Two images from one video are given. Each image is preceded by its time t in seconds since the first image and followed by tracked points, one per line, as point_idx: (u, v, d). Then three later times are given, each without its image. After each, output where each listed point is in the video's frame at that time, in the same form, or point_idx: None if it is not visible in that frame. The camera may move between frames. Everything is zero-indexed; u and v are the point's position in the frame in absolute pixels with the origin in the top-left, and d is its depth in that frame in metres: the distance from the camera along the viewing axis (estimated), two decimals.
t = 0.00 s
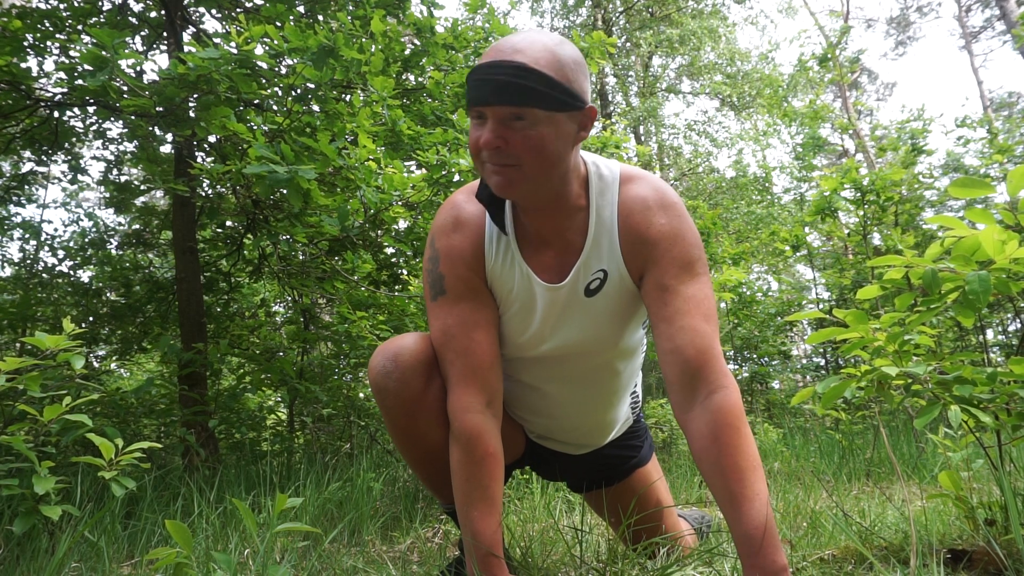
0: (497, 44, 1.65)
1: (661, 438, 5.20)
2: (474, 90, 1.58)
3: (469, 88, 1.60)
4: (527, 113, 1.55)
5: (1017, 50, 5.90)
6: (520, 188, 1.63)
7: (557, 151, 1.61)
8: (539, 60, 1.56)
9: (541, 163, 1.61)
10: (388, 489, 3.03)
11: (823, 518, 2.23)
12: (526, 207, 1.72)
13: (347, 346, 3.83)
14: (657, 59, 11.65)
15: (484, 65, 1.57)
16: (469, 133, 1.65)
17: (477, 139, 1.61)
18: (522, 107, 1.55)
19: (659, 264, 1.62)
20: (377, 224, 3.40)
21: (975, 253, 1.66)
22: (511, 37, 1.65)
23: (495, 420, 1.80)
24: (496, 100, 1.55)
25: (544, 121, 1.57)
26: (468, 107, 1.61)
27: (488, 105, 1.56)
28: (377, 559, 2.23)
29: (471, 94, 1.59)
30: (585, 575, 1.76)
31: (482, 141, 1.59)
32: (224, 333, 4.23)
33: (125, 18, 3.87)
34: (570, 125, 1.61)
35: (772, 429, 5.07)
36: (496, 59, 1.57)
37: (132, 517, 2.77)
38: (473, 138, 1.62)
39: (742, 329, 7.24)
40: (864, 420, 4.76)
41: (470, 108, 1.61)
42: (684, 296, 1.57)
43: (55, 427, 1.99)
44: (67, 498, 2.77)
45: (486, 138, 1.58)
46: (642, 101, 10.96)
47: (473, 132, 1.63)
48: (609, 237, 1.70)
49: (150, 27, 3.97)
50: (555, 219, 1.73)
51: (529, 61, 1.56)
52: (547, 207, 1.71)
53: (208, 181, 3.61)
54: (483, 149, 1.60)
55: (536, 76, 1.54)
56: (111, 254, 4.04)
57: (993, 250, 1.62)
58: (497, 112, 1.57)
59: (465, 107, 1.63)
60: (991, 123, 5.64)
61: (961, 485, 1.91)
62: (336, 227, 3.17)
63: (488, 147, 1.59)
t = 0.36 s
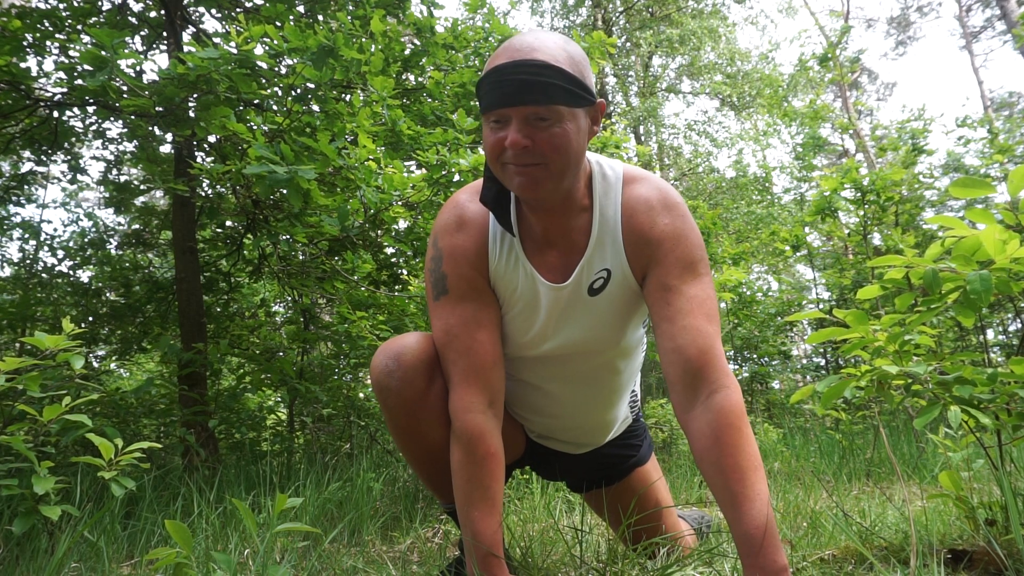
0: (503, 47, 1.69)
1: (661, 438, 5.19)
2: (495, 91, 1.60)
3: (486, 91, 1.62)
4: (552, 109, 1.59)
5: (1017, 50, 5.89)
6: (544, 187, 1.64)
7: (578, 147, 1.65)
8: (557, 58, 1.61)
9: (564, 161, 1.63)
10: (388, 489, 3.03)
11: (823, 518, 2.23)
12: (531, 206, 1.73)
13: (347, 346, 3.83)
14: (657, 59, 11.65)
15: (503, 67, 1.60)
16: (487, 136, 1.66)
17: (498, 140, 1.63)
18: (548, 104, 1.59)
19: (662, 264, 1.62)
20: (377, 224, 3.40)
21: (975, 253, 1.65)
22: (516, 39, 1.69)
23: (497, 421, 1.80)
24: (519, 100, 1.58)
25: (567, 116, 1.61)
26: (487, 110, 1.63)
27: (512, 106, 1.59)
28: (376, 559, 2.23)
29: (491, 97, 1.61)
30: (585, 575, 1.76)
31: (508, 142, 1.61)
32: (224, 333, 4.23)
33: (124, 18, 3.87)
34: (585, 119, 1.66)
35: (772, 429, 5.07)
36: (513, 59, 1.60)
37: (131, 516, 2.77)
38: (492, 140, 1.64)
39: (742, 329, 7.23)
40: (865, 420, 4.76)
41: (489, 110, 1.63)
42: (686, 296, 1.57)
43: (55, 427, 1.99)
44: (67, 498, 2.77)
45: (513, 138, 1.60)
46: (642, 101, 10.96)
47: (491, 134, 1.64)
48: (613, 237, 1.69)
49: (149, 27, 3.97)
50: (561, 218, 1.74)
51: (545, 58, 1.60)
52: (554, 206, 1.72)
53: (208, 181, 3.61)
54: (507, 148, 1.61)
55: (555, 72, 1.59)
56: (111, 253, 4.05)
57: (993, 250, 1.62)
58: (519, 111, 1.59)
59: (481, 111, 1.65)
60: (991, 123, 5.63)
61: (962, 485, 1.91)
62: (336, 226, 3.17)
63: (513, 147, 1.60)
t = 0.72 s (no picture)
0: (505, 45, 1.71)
1: (661, 438, 5.19)
2: (501, 88, 1.62)
3: (492, 88, 1.64)
4: (558, 104, 1.61)
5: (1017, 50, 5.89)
6: (548, 185, 1.65)
7: (582, 144, 1.66)
8: (561, 54, 1.64)
9: (568, 159, 1.64)
10: (388, 489, 3.03)
11: (823, 518, 2.23)
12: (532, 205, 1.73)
13: (347, 346, 3.83)
14: (657, 59, 11.65)
15: (507, 65, 1.62)
16: (491, 135, 1.67)
17: (504, 137, 1.64)
18: (554, 101, 1.61)
19: (663, 264, 1.62)
20: (378, 224, 3.40)
21: (975, 253, 1.66)
22: (518, 37, 1.71)
23: (496, 421, 1.80)
24: (526, 96, 1.60)
25: (572, 112, 1.63)
26: (491, 108, 1.64)
27: (520, 102, 1.61)
28: (376, 559, 2.23)
29: (496, 93, 1.63)
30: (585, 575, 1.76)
31: (515, 139, 1.62)
32: (224, 333, 4.23)
33: (124, 18, 3.87)
34: (589, 116, 1.68)
35: (772, 429, 5.07)
36: (518, 56, 1.63)
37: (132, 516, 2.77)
38: (498, 137, 1.65)
39: (742, 329, 7.24)
40: (864, 420, 4.77)
41: (494, 108, 1.64)
42: (687, 296, 1.57)
43: (55, 427, 1.99)
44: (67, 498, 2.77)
45: (520, 134, 1.61)
46: (642, 101, 10.97)
47: (497, 131, 1.65)
48: (613, 235, 1.69)
49: (149, 27, 3.97)
50: (561, 216, 1.74)
51: (551, 55, 1.63)
52: (555, 206, 1.72)
53: (208, 181, 3.61)
54: (513, 145, 1.62)
55: (562, 70, 1.61)
56: (111, 254, 4.05)
57: (993, 250, 1.62)
58: (526, 109, 1.61)
59: (486, 108, 1.66)
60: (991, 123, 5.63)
61: (962, 485, 1.91)
62: (336, 227, 3.17)
63: (520, 144, 1.61)
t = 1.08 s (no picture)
0: (525, 43, 1.70)
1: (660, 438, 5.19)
2: (522, 86, 1.61)
3: (513, 86, 1.63)
4: (578, 104, 1.61)
5: (1017, 50, 5.89)
6: (566, 184, 1.65)
7: (600, 143, 1.66)
8: (582, 54, 1.64)
9: (587, 157, 1.64)
10: (388, 489, 3.04)
11: (822, 518, 2.23)
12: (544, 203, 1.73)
13: (347, 346, 3.83)
14: (657, 59, 11.65)
15: (528, 63, 1.62)
16: (509, 133, 1.66)
17: (523, 135, 1.63)
18: (575, 100, 1.61)
19: (670, 264, 1.62)
20: (378, 224, 3.40)
21: (975, 253, 1.66)
22: (539, 36, 1.70)
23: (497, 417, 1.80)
24: (549, 95, 1.60)
25: (591, 111, 1.63)
26: (511, 107, 1.64)
27: (542, 101, 1.60)
28: (376, 559, 2.23)
29: (517, 91, 1.62)
30: (586, 575, 1.76)
31: (535, 137, 1.61)
32: (224, 333, 4.23)
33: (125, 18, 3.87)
34: (606, 115, 1.68)
35: (772, 429, 5.08)
36: (541, 55, 1.62)
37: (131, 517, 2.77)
38: (517, 135, 1.64)
39: (742, 329, 7.24)
40: (864, 421, 4.77)
41: (513, 107, 1.63)
42: (694, 296, 1.57)
43: (55, 427, 1.99)
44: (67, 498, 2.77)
45: (543, 132, 1.60)
46: (642, 101, 10.97)
47: (516, 129, 1.65)
48: (621, 234, 1.69)
49: (150, 26, 3.97)
50: (573, 214, 1.74)
51: (574, 54, 1.63)
52: (565, 205, 1.72)
53: (208, 181, 3.61)
54: (534, 144, 1.62)
55: (585, 69, 1.61)
56: (111, 254, 4.05)
57: (993, 250, 1.62)
58: (546, 107, 1.61)
59: (505, 106, 1.65)
60: (991, 123, 5.63)
61: (961, 485, 1.91)
62: (336, 226, 3.17)
63: (541, 142, 1.61)
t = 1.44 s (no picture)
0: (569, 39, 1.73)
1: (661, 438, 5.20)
2: (569, 78, 1.64)
3: (559, 78, 1.65)
4: (620, 96, 1.65)
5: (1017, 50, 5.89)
6: (603, 173, 1.68)
7: (638, 136, 1.69)
8: (625, 50, 1.67)
9: (625, 148, 1.67)
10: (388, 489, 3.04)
11: (823, 518, 2.23)
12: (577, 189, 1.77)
13: (347, 346, 3.82)
14: (657, 59, 11.65)
15: (576, 56, 1.64)
16: (553, 121, 1.69)
17: (567, 124, 1.66)
18: (618, 93, 1.64)
19: (688, 265, 1.62)
20: (378, 224, 3.41)
21: (975, 253, 1.66)
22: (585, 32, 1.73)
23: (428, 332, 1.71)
24: (594, 87, 1.63)
25: (632, 105, 1.66)
26: (556, 97, 1.66)
27: (587, 92, 1.63)
28: (376, 559, 2.23)
29: (563, 83, 1.65)
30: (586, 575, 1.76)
31: (579, 127, 1.64)
32: (224, 333, 4.23)
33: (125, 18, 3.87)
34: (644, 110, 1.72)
35: (771, 429, 5.08)
36: (588, 49, 1.64)
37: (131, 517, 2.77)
38: (561, 124, 1.67)
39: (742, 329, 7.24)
40: (864, 420, 4.77)
41: (559, 97, 1.66)
42: (709, 297, 1.56)
43: (55, 427, 1.99)
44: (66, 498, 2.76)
45: (587, 122, 1.63)
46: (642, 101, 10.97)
47: (559, 118, 1.67)
48: (645, 227, 1.74)
49: (150, 27, 3.96)
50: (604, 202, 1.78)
51: (620, 52, 1.66)
52: (597, 192, 1.76)
53: (208, 181, 3.60)
54: (576, 132, 1.65)
55: (629, 65, 1.64)
56: (111, 254, 4.05)
57: (993, 250, 1.62)
58: (590, 98, 1.64)
59: (550, 95, 1.68)
60: (991, 123, 5.63)
61: (961, 486, 1.91)
62: (336, 227, 3.17)
63: (582, 131, 1.64)
